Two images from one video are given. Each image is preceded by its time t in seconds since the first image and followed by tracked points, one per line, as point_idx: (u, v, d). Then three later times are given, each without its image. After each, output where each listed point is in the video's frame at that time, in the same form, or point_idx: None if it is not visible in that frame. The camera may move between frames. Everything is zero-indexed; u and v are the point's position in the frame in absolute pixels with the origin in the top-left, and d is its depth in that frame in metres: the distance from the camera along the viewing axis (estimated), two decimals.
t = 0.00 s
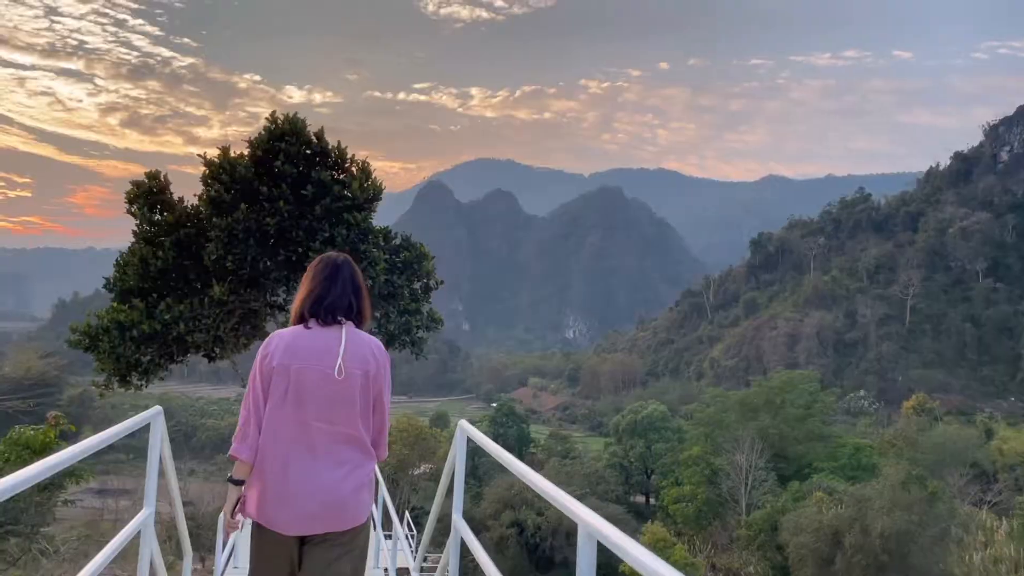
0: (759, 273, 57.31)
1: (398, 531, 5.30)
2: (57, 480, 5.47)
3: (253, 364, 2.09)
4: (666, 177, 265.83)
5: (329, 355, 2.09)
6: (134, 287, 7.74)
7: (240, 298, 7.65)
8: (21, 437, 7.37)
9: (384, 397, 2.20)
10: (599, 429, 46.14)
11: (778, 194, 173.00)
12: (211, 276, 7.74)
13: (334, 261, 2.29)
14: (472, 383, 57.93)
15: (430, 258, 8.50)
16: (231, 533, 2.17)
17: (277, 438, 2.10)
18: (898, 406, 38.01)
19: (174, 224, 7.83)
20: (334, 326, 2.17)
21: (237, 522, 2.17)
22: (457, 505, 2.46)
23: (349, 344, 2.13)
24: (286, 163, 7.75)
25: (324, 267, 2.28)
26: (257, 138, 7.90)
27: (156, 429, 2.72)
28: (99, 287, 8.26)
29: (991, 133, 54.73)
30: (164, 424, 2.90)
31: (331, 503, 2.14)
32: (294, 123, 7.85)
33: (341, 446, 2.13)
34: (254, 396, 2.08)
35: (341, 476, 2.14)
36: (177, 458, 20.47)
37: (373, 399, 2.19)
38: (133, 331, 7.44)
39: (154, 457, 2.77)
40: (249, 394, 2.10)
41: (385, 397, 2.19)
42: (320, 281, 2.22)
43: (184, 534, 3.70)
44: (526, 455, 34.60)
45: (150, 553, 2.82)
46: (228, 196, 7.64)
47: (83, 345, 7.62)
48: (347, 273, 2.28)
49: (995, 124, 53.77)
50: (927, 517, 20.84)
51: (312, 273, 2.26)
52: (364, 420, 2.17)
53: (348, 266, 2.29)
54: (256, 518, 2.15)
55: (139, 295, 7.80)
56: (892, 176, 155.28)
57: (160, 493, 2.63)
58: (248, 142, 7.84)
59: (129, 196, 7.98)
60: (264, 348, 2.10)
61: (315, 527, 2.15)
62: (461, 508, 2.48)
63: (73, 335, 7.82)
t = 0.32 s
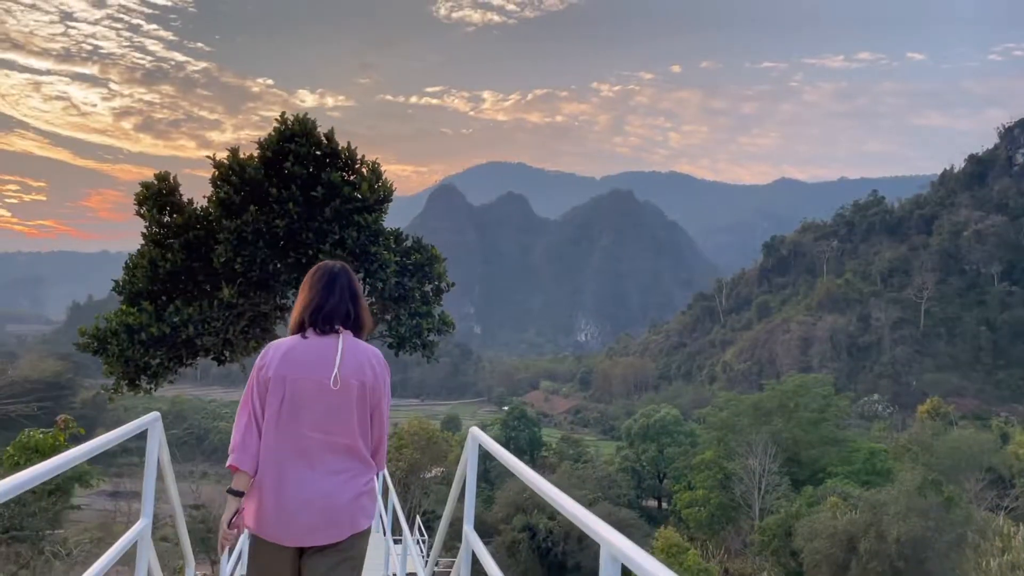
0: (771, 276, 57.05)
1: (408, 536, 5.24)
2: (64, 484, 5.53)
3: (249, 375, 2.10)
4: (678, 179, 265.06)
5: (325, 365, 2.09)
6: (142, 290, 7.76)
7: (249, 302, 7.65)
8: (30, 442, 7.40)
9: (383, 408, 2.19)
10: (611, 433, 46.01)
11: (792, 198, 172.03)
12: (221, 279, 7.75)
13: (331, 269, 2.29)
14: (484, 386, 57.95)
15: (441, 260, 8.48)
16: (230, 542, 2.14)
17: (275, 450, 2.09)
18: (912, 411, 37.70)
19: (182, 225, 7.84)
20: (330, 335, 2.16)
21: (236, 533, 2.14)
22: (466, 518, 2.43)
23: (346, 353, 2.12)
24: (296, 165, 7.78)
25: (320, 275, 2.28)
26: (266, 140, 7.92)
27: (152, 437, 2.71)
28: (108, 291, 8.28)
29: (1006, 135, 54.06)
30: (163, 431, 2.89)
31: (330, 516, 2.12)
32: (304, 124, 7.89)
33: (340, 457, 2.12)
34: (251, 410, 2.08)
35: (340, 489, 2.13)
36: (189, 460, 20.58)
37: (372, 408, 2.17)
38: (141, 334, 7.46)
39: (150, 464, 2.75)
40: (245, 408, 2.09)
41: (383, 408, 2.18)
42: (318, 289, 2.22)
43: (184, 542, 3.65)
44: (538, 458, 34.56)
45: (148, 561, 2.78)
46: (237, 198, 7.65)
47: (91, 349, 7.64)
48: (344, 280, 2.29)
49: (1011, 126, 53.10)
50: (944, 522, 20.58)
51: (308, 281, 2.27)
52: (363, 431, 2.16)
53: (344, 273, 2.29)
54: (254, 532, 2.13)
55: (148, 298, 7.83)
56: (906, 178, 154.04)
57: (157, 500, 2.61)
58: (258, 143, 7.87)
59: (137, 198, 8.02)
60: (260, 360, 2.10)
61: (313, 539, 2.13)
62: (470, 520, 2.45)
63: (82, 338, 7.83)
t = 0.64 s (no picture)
0: (784, 279, 56.84)
1: (418, 540, 5.23)
2: (70, 486, 5.62)
3: (249, 371, 2.10)
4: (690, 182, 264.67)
5: (325, 361, 2.08)
6: (151, 292, 7.79)
7: (258, 303, 7.66)
8: (41, 446, 7.43)
9: (385, 405, 2.17)
10: (622, 436, 46.01)
11: (805, 199, 171.17)
12: (230, 281, 7.77)
13: (328, 265, 2.30)
14: (495, 388, 58.03)
15: (452, 262, 8.45)
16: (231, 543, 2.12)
17: (274, 448, 2.09)
18: (926, 415, 37.47)
19: (191, 227, 7.86)
20: (328, 330, 2.16)
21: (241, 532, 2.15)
22: (477, 520, 2.41)
23: (345, 348, 2.11)
24: (305, 166, 7.78)
25: (318, 271, 2.28)
26: (275, 140, 7.93)
27: (151, 441, 2.70)
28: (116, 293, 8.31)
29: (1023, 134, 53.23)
30: (162, 436, 2.89)
31: (331, 516, 2.10)
32: (314, 124, 7.89)
33: (341, 454, 2.11)
34: (251, 409, 2.08)
35: (341, 486, 2.11)
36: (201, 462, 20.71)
37: (372, 404, 2.15)
38: (149, 336, 7.48)
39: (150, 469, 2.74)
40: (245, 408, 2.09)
41: (385, 404, 2.16)
42: (313, 284, 2.23)
43: (185, 548, 3.63)
44: (549, 462, 34.60)
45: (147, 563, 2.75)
46: (246, 199, 7.66)
47: (99, 351, 7.66)
48: (343, 276, 2.29)
49: None
50: (959, 527, 20.34)
51: (306, 277, 2.27)
52: (365, 427, 2.14)
53: (343, 269, 2.29)
54: (254, 531, 2.12)
55: (157, 300, 7.85)
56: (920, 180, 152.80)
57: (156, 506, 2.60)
58: (266, 144, 7.88)
59: (146, 200, 8.06)
60: (259, 358, 2.10)
61: (313, 539, 2.11)
62: (480, 525, 2.41)
63: (91, 341, 7.86)
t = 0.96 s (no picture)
0: (796, 281, 56.55)
1: (426, 544, 5.20)
2: (74, 491, 5.73)
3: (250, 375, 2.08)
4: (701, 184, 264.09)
5: (322, 362, 2.06)
6: (159, 295, 7.82)
7: (267, 306, 7.67)
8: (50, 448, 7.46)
9: (386, 408, 2.14)
10: (633, 438, 45.98)
11: (817, 200, 170.26)
12: (238, 283, 7.78)
13: (329, 267, 2.30)
14: (505, 391, 58.08)
15: (462, 265, 8.44)
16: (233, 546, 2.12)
17: (277, 448, 2.07)
18: (938, 418, 37.19)
19: (199, 228, 7.88)
20: (328, 330, 2.15)
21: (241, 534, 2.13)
22: (488, 526, 2.39)
23: (343, 350, 2.10)
24: (313, 167, 7.79)
25: (320, 274, 2.28)
26: (284, 141, 7.94)
27: (147, 450, 2.70)
28: (125, 296, 8.34)
29: None
30: (159, 443, 2.90)
31: (335, 516, 2.09)
32: (322, 125, 7.90)
33: (339, 457, 2.09)
34: (252, 413, 2.08)
35: (342, 491, 2.10)
36: (213, 464, 20.87)
37: (372, 406, 2.13)
38: (157, 339, 7.51)
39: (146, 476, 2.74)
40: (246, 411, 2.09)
41: (387, 405, 2.13)
42: (314, 284, 2.23)
43: (185, 550, 3.64)
44: (560, 464, 34.60)
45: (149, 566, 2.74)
46: (254, 200, 7.69)
47: (108, 354, 7.70)
48: (346, 280, 2.29)
49: None
50: (973, 531, 20.13)
51: (307, 278, 2.27)
52: (365, 430, 2.12)
53: (344, 272, 2.29)
54: (255, 532, 2.12)
55: (165, 302, 7.88)
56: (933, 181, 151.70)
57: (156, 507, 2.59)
58: (276, 145, 7.89)
59: (156, 202, 8.10)
60: (260, 359, 2.09)
61: (316, 543, 2.10)
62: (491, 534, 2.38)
63: (99, 344, 7.89)
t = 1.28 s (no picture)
0: (804, 282, 56.32)
1: (433, 546, 5.19)
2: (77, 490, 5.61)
3: (259, 376, 2.08)
4: (709, 185, 263.63)
5: (329, 368, 2.05)
6: (167, 295, 7.84)
7: (274, 306, 7.66)
8: (57, 449, 7.49)
9: (394, 412, 2.12)
10: (641, 440, 45.95)
11: (825, 201, 169.76)
12: (245, 283, 7.79)
13: (337, 268, 2.28)
14: (513, 392, 58.04)
15: (470, 266, 8.43)
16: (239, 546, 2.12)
17: (285, 453, 2.07)
18: (949, 419, 36.98)
19: (206, 229, 7.89)
20: (336, 332, 2.14)
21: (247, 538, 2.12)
22: (499, 528, 2.38)
23: (350, 353, 2.08)
24: (321, 166, 7.78)
25: (327, 276, 2.27)
26: (292, 140, 7.92)
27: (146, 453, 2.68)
28: (132, 297, 8.37)
29: None
30: (159, 444, 2.87)
31: (342, 519, 2.08)
32: (329, 125, 7.88)
33: (347, 460, 2.08)
34: (260, 417, 2.07)
35: (348, 496, 2.08)
36: (221, 464, 20.97)
37: (379, 412, 2.10)
38: (165, 340, 7.54)
39: (147, 481, 2.72)
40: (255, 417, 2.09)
41: (394, 406, 2.12)
42: (321, 284, 2.23)
43: (186, 552, 3.63)
44: (567, 466, 34.56)
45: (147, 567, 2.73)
46: (262, 200, 7.70)
47: (114, 354, 7.72)
48: (353, 282, 2.27)
49: None
50: (985, 534, 19.99)
51: (315, 279, 2.27)
52: (372, 435, 2.10)
53: (352, 274, 2.27)
54: (261, 536, 2.10)
55: (172, 302, 7.90)
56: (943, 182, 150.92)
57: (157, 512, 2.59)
58: (283, 145, 7.88)
59: (162, 202, 8.10)
60: (267, 360, 2.08)
61: (323, 546, 2.09)
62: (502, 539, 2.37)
63: (106, 345, 7.93)
